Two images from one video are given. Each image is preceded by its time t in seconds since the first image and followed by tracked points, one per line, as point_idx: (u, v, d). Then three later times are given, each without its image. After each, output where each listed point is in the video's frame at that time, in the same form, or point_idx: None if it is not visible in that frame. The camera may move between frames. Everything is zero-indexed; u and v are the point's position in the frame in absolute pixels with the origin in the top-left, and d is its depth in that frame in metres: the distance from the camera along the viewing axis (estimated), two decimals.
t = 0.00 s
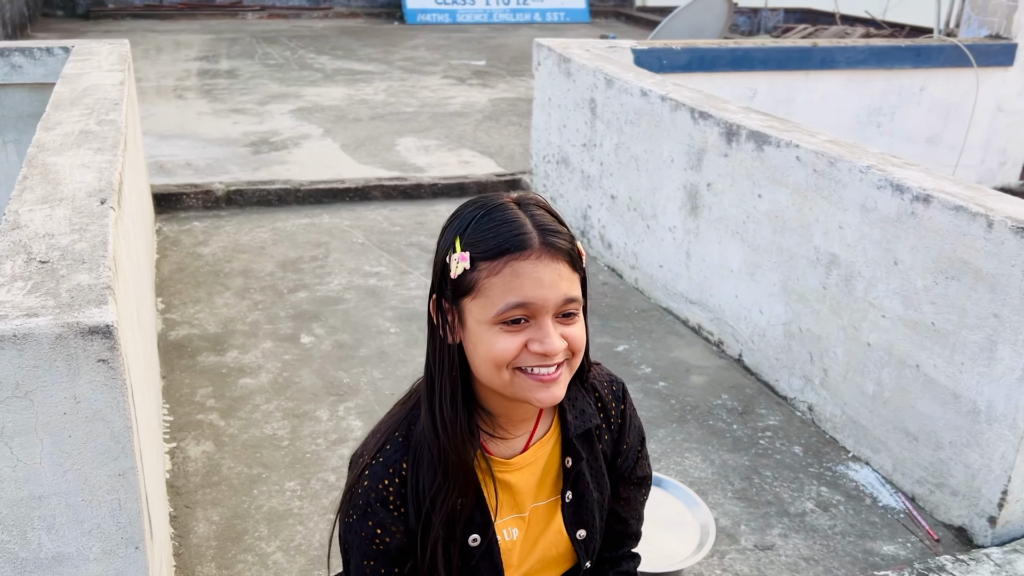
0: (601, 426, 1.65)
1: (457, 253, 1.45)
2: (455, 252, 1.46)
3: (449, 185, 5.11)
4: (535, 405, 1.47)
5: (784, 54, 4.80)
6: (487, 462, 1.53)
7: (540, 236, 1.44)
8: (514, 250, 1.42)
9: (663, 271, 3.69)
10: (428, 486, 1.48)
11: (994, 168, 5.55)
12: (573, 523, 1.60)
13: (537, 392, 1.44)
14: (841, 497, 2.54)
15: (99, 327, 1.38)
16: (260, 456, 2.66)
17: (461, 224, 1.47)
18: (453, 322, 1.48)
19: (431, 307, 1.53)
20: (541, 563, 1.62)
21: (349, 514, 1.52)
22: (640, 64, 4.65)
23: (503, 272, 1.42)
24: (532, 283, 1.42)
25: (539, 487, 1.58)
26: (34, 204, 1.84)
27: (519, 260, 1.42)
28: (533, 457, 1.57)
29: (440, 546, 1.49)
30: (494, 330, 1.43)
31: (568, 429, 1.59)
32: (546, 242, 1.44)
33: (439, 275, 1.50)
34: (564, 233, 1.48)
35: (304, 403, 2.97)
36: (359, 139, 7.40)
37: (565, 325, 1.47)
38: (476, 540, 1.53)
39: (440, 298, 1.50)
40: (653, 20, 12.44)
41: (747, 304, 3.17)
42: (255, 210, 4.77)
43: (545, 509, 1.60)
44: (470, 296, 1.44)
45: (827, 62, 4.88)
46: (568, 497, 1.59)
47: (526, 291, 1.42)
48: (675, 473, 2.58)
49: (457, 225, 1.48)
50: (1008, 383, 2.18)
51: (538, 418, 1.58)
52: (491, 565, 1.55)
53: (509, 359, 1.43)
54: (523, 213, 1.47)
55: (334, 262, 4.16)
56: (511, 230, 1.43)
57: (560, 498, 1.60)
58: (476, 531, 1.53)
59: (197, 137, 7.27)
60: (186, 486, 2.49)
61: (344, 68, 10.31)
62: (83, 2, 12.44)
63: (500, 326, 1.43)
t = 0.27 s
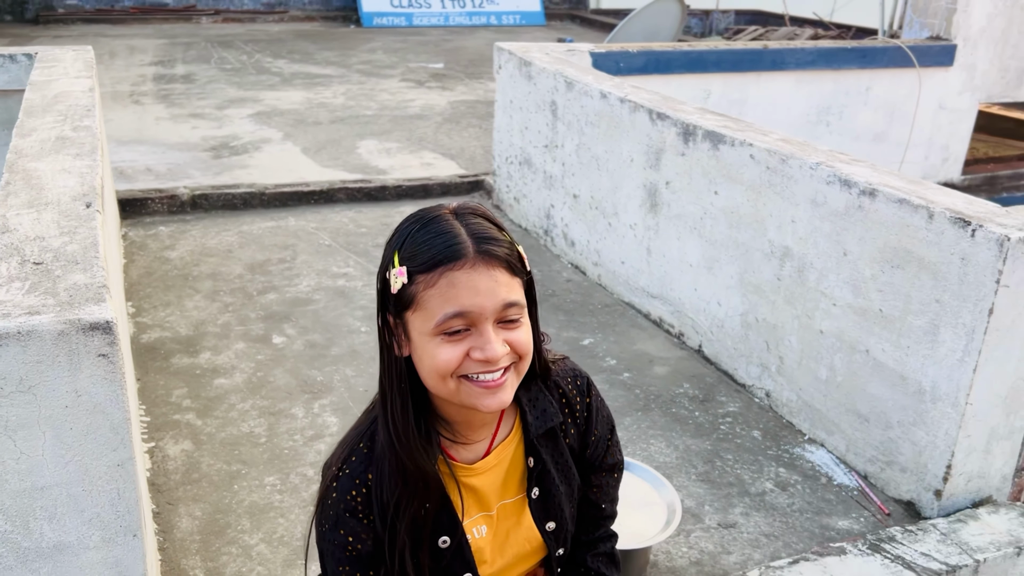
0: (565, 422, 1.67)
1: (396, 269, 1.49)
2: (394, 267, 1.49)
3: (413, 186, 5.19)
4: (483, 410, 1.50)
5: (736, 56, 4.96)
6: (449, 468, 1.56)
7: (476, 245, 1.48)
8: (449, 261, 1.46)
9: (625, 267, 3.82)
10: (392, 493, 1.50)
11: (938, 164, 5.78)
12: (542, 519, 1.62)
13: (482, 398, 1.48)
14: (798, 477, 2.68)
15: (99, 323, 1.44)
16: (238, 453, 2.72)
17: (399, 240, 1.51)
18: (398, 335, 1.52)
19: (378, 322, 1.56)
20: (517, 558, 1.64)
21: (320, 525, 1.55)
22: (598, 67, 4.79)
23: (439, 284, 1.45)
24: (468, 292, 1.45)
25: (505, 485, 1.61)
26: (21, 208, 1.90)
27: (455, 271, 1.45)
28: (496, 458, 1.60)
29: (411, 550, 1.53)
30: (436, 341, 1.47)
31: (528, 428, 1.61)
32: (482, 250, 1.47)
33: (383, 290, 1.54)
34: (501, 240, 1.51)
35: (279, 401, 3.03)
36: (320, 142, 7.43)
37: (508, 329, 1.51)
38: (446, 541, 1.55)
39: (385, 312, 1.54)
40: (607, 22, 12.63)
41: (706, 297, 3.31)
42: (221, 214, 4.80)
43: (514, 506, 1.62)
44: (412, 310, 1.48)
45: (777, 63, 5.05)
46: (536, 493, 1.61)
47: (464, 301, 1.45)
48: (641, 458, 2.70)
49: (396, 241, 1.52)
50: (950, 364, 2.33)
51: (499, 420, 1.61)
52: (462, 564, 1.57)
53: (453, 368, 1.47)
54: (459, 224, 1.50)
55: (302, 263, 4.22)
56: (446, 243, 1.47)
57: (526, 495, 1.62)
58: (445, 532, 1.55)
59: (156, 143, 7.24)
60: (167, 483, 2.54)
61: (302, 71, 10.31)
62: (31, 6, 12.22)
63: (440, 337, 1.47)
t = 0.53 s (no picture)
0: (496, 401, 1.70)
1: (317, 291, 1.50)
2: (315, 289, 1.50)
3: (375, 186, 5.30)
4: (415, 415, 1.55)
5: (685, 57, 5.15)
6: (384, 460, 1.61)
7: (393, 261, 1.49)
8: (368, 281, 1.47)
9: (584, 259, 3.97)
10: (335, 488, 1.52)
11: (879, 159, 6.04)
12: (486, 493, 1.65)
13: (414, 405, 1.52)
14: (749, 449, 2.86)
15: (98, 304, 1.54)
16: (215, 441, 2.81)
17: (317, 259, 1.52)
18: (325, 352, 1.53)
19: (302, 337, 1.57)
20: (468, 534, 1.67)
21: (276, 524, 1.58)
22: (554, 68, 4.96)
23: (362, 304, 1.47)
24: (391, 309, 1.48)
25: (444, 467, 1.65)
26: (9, 202, 1.98)
27: (375, 290, 1.47)
28: (433, 444, 1.64)
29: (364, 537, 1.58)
30: (364, 356, 1.50)
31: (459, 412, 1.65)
32: (401, 266, 1.49)
33: (305, 309, 1.55)
34: (418, 252, 1.53)
35: (252, 392, 3.13)
36: (279, 145, 7.49)
37: (433, 336, 1.54)
38: (393, 527, 1.58)
39: (308, 330, 1.55)
40: (560, 25, 12.84)
41: (661, 285, 3.48)
42: (185, 215, 4.86)
43: (455, 485, 1.65)
44: (337, 329, 1.50)
45: (724, 63, 5.26)
46: (476, 470, 1.64)
47: (387, 317, 1.48)
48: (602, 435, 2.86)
49: (314, 261, 1.53)
50: (885, 337, 2.52)
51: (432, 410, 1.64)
52: (413, 545, 1.59)
53: (382, 381, 1.50)
54: (375, 240, 1.51)
55: (268, 262, 4.30)
56: (364, 261, 1.48)
57: (467, 474, 1.65)
58: (391, 519, 1.57)
59: (114, 148, 7.23)
60: (147, 470, 2.63)
61: (258, 76, 10.32)
62: None
63: (368, 353, 1.50)
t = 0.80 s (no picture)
0: (445, 373, 1.82)
1: (277, 281, 1.59)
2: (275, 279, 1.59)
3: (336, 187, 5.44)
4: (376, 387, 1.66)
5: (634, 60, 5.37)
6: (340, 433, 1.72)
7: (348, 248, 1.59)
8: (326, 269, 1.57)
9: (542, 252, 4.16)
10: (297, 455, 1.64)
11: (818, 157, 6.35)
12: (439, 458, 1.76)
13: (376, 378, 1.63)
14: (699, 421, 3.07)
15: (104, 279, 1.68)
16: (195, 425, 2.94)
17: (274, 251, 1.60)
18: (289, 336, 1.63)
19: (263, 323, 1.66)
20: (423, 497, 1.78)
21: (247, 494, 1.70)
22: (509, 71, 5.15)
23: (322, 290, 1.57)
24: (350, 292, 1.58)
25: (397, 436, 1.76)
26: (5, 193, 2.10)
27: (334, 277, 1.57)
28: (385, 416, 1.75)
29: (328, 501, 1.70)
30: (327, 338, 1.60)
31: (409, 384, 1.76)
32: (355, 253, 1.59)
33: (264, 298, 1.63)
34: (370, 238, 1.63)
35: (227, 380, 3.25)
36: (236, 150, 7.57)
37: (389, 315, 1.65)
38: (352, 493, 1.68)
39: (269, 317, 1.64)
40: (511, 31, 13.09)
41: (615, 273, 3.68)
42: (149, 217, 4.94)
43: (410, 452, 1.77)
44: (300, 315, 1.59)
45: (671, 66, 5.49)
46: (427, 437, 1.75)
47: (347, 300, 1.58)
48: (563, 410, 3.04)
49: (271, 252, 1.61)
50: (821, 311, 2.74)
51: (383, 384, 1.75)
52: (372, 508, 1.70)
53: (345, 358, 1.60)
54: (329, 230, 1.61)
55: (235, 259, 4.42)
56: (321, 250, 1.58)
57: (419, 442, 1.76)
58: (348, 485, 1.68)
59: (69, 154, 7.24)
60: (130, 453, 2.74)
61: (211, 82, 10.35)
62: None
63: (331, 334, 1.60)
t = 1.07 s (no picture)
0: (392, 377, 1.94)
1: (255, 293, 1.70)
2: (252, 292, 1.70)
3: (271, 204, 5.50)
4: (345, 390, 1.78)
5: (562, 78, 5.57)
6: (292, 432, 1.82)
7: (322, 263, 1.72)
8: (304, 282, 1.69)
9: (478, 264, 4.31)
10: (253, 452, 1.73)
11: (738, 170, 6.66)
12: (384, 457, 1.88)
13: (346, 383, 1.76)
14: (631, 420, 3.25)
15: (67, 296, 1.77)
16: (142, 440, 2.99)
17: (249, 265, 1.71)
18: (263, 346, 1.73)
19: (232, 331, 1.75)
20: (367, 494, 1.90)
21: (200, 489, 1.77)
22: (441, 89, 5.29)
23: (300, 301, 1.69)
24: (327, 304, 1.71)
25: (345, 436, 1.87)
26: None
27: (311, 289, 1.70)
28: (335, 416, 1.86)
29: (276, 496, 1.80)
30: (302, 346, 1.71)
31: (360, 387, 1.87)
32: (328, 267, 1.72)
33: (237, 309, 1.73)
34: (339, 255, 1.77)
35: (172, 395, 3.31)
36: (167, 168, 7.53)
37: (357, 324, 1.78)
38: (301, 488, 1.79)
39: (242, 327, 1.73)
40: (440, 48, 13.25)
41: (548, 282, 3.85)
42: (82, 237, 4.93)
43: (357, 450, 1.88)
44: (277, 325, 1.70)
45: (597, 84, 5.72)
46: (374, 437, 1.87)
47: (323, 312, 1.71)
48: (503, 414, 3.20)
49: (245, 266, 1.72)
50: (738, 314, 2.95)
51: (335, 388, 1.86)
52: (320, 503, 1.81)
53: (318, 364, 1.72)
54: (302, 247, 1.73)
55: (173, 277, 4.45)
56: (298, 264, 1.70)
57: (366, 441, 1.88)
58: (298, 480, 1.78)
59: None
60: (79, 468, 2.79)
61: (137, 100, 10.24)
62: None
63: (307, 342, 1.72)
